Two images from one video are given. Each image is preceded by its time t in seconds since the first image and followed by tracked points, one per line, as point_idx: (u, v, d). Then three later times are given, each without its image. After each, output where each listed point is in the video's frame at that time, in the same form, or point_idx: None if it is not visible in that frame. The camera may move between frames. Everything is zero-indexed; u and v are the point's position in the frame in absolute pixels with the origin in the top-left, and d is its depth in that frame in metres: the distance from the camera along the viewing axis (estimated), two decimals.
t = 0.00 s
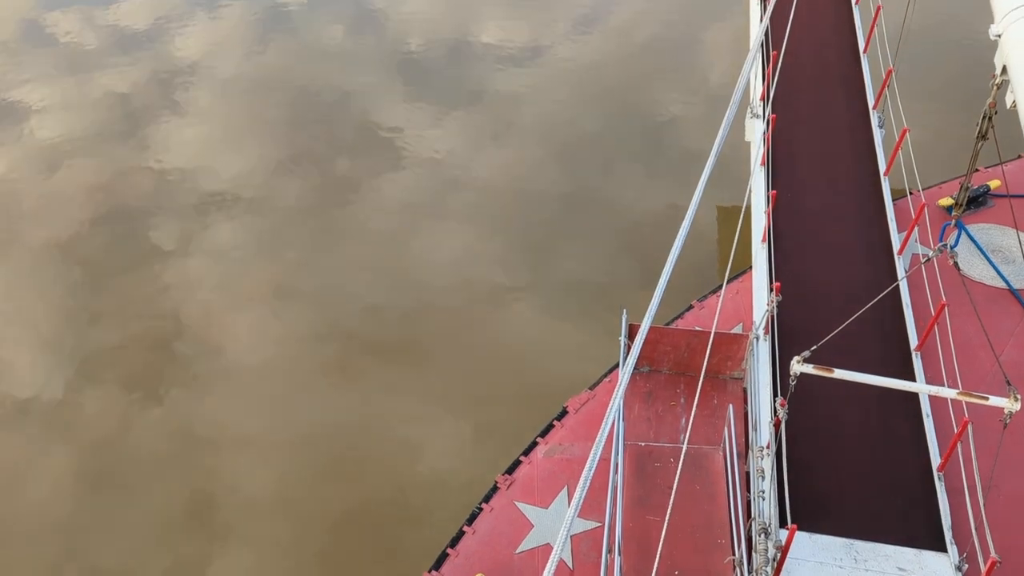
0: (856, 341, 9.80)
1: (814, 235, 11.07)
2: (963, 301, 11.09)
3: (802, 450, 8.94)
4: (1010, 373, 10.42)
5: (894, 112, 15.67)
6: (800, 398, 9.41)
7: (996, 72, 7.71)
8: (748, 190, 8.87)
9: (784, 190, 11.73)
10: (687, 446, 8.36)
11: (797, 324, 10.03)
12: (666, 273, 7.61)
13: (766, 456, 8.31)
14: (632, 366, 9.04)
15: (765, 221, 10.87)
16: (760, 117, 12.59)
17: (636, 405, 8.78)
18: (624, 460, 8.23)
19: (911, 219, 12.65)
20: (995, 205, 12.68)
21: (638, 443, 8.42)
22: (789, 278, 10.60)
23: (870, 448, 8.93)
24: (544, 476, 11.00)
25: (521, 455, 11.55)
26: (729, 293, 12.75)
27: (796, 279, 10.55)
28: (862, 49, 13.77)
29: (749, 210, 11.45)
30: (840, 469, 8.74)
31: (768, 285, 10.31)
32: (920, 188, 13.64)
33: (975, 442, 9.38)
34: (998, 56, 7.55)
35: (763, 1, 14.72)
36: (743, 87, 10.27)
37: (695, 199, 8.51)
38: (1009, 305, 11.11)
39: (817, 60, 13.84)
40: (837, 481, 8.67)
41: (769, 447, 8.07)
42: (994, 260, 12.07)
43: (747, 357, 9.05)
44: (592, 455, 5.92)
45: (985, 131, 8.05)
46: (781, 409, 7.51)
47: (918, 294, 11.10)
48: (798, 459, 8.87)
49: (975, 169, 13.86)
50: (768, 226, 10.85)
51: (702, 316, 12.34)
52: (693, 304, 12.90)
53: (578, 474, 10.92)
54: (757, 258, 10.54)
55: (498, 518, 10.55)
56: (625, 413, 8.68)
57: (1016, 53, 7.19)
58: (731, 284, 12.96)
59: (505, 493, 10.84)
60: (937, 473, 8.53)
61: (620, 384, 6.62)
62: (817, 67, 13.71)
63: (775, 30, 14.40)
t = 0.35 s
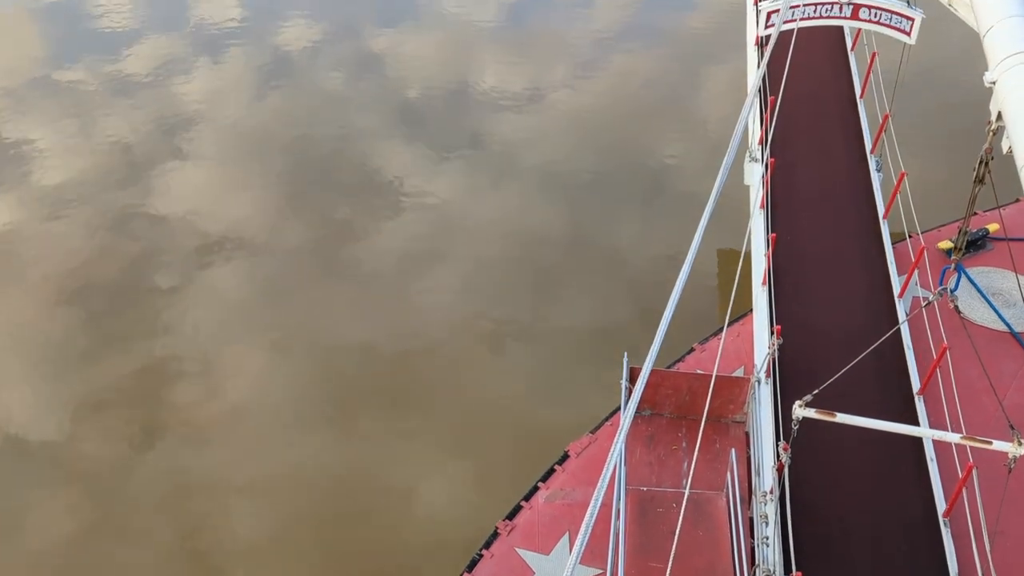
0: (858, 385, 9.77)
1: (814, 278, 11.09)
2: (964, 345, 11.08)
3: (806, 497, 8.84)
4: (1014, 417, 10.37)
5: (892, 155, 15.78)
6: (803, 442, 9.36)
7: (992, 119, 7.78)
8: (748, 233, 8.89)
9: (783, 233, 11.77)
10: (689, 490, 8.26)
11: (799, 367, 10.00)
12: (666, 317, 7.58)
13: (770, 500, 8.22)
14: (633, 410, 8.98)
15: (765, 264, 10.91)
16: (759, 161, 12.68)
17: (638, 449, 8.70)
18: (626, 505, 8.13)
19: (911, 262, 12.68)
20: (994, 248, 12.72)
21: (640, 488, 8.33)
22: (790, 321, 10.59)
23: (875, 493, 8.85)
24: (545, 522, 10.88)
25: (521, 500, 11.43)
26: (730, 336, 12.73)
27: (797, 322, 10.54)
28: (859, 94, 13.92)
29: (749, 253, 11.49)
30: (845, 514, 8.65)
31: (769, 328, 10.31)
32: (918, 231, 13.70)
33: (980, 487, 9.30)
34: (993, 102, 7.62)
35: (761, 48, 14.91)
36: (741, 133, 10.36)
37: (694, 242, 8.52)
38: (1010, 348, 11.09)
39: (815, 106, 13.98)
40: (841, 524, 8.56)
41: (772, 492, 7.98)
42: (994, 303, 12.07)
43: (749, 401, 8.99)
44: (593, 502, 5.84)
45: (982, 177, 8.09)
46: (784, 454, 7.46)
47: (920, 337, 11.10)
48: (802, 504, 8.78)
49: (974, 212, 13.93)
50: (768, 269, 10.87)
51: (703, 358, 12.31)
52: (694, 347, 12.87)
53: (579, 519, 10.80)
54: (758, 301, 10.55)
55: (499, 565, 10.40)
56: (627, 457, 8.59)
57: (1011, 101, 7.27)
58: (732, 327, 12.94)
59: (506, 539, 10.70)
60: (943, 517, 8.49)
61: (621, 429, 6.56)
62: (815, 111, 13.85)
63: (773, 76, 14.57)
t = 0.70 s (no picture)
0: (861, 430, 9.71)
1: (814, 321, 11.09)
2: (965, 389, 11.04)
3: (810, 544, 8.74)
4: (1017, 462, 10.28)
5: (890, 199, 15.88)
6: (806, 488, 9.28)
7: (987, 165, 7.85)
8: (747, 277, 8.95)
9: (783, 277, 11.81)
10: (692, 536, 8.16)
11: (800, 412, 9.96)
12: (668, 359, 7.56)
13: (773, 547, 8.13)
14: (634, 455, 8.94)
15: (765, 307, 10.93)
16: (757, 205, 12.77)
17: (639, 494, 8.64)
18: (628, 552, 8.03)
19: (911, 306, 12.68)
20: (994, 291, 12.73)
21: (642, 534, 8.24)
22: (791, 365, 10.57)
23: (879, 540, 8.73)
24: (546, 569, 10.72)
25: (522, 546, 11.27)
26: (731, 379, 12.67)
27: (798, 365, 10.53)
28: (856, 138, 14.07)
29: (749, 297, 11.52)
30: (849, 561, 8.54)
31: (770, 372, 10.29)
32: (918, 275, 13.73)
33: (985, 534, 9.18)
34: (989, 149, 7.70)
35: (758, 93, 15.09)
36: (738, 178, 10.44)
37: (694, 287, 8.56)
38: (1012, 393, 11.04)
39: (812, 150, 14.11)
40: (845, 571, 8.45)
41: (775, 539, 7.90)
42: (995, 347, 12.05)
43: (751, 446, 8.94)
44: (594, 549, 5.78)
45: (978, 223, 8.14)
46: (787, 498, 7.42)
47: (921, 382, 11.05)
48: (806, 551, 8.67)
49: (972, 256, 13.98)
50: (768, 313, 10.89)
51: (704, 402, 12.23)
52: (694, 391, 12.81)
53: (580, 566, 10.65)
54: (759, 344, 10.55)
55: None
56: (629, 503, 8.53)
57: (1006, 148, 7.34)
58: (732, 370, 12.90)
59: None
60: (948, 564, 8.39)
61: (623, 472, 6.52)
62: (812, 156, 13.98)
63: (770, 121, 14.73)
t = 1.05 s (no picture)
0: (863, 474, 9.62)
1: (814, 363, 11.08)
2: (967, 432, 10.97)
3: None
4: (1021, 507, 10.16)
5: (887, 242, 15.96)
6: (808, 534, 9.16)
7: (983, 209, 7.90)
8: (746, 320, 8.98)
9: (782, 318, 11.82)
10: None
11: (802, 455, 9.89)
12: (668, 401, 7.50)
13: None
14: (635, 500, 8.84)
15: (764, 349, 10.93)
16: (756, 246, 12.85)
17: (640, 539, 8.50)
18: None
19: (911, 348, 12.66)
20: (993, 333, 12.72)
21: None
22: (791, 407, 10.52)
23: None
24: None
25: None
26: (732, 422, 12.59)
27: (799, 407, 10.49)
28: (852, 181, 14.19)
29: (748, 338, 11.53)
30: None
31: (771, 414, 10.24)
32: (917, 317, 13.73)
33: None
34: (984, 193, 7.78)
35: (755, 137, 15.25)
36: (736, 220, 10.50)
37: (694, 329, 8.57)
38: (1014, 437, 10.96)
39: (809, 193, 14.22)
40: None
41: None
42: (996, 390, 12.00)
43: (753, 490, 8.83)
44: None
45: (976, 265, 8.16)
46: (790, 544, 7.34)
47: (923, 425, 10.98)
48: None
49: (970, 299, 14.00)
50: (768, 354, 10.89)
51: (705, 445, 12.15)
52: (695, 434, 12.73)
53: None
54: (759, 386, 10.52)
55: None
56: (629, 549, 8.38)
57: (1001, 194, 7.38)
58: (733, 412, 12.83)
59: None
60: None
61: (624, 516, 6.45)
62: (809, 198, 14.10)
63: (766, 164, 14.86)
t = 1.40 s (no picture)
0: (866, 517, 9.53)
1: (815, 404, 11.04)
2: (970, 475, 10.88)
3: None
4: None
5: (886, 282, 15.99)
6: None
7: (980, 252, 7.93)
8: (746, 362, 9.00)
9: (782, 358, 11.81)
10: None
11: (804, 498, 9.82)
12: (668, 443, 7.47)
13: None
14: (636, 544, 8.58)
15: (764, 390, 10.90)
16: (754, 287, 12.90)
17: None
18: None
19: (911, 390, 12.61)
20: (994, 374, 12.68)
21: None
22: (792, 448, 10.46)
23: None
24: None
25: None
26: (732, 463, 12.49)
27: (799, 449, 10.43)
28: (850, 221, 14.27)
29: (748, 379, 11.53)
30: None
31: (772, 456, 10.19)
32: (917, 358, 13.69)
33: None
34: (981, 236, 7.81)
35: (752, 178, 15.39)
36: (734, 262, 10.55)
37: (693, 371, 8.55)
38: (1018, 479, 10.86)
39: (807, 234, 14.30)
40: None
41: None
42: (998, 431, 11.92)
43: (754, 535, 8.56)
44: None
45: (975, 308, 8.16)
46: None
47: (925, 468, 10.90)
48: None
49: (970, 339, 13.98)
50: (768, 395, 10.87)
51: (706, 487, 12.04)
52: (695, 476, 12.62)
53: None
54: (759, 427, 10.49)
55: None
56: None
57: (999, 236, 7.42)
58: (733, 454, 12.74)
59: None
60: None
61: (624, 562, 6.36)
62: (807, 239, 14.17)
63: (764, 205, 14.97)
